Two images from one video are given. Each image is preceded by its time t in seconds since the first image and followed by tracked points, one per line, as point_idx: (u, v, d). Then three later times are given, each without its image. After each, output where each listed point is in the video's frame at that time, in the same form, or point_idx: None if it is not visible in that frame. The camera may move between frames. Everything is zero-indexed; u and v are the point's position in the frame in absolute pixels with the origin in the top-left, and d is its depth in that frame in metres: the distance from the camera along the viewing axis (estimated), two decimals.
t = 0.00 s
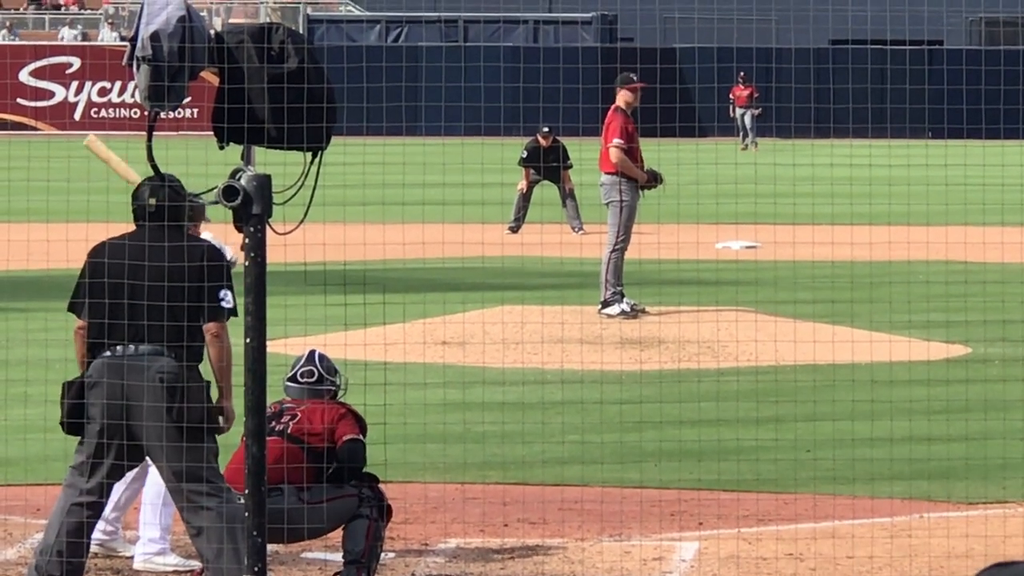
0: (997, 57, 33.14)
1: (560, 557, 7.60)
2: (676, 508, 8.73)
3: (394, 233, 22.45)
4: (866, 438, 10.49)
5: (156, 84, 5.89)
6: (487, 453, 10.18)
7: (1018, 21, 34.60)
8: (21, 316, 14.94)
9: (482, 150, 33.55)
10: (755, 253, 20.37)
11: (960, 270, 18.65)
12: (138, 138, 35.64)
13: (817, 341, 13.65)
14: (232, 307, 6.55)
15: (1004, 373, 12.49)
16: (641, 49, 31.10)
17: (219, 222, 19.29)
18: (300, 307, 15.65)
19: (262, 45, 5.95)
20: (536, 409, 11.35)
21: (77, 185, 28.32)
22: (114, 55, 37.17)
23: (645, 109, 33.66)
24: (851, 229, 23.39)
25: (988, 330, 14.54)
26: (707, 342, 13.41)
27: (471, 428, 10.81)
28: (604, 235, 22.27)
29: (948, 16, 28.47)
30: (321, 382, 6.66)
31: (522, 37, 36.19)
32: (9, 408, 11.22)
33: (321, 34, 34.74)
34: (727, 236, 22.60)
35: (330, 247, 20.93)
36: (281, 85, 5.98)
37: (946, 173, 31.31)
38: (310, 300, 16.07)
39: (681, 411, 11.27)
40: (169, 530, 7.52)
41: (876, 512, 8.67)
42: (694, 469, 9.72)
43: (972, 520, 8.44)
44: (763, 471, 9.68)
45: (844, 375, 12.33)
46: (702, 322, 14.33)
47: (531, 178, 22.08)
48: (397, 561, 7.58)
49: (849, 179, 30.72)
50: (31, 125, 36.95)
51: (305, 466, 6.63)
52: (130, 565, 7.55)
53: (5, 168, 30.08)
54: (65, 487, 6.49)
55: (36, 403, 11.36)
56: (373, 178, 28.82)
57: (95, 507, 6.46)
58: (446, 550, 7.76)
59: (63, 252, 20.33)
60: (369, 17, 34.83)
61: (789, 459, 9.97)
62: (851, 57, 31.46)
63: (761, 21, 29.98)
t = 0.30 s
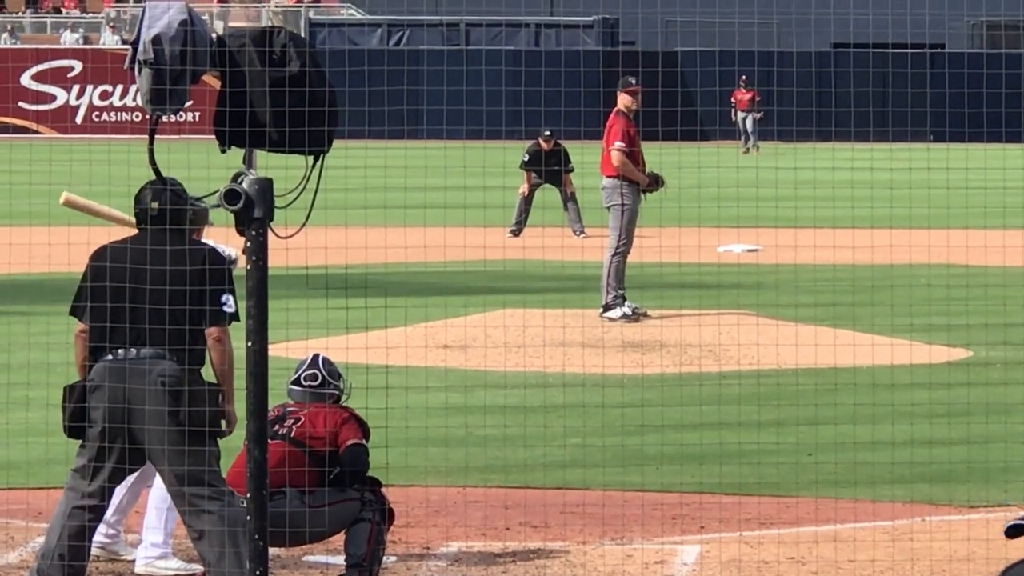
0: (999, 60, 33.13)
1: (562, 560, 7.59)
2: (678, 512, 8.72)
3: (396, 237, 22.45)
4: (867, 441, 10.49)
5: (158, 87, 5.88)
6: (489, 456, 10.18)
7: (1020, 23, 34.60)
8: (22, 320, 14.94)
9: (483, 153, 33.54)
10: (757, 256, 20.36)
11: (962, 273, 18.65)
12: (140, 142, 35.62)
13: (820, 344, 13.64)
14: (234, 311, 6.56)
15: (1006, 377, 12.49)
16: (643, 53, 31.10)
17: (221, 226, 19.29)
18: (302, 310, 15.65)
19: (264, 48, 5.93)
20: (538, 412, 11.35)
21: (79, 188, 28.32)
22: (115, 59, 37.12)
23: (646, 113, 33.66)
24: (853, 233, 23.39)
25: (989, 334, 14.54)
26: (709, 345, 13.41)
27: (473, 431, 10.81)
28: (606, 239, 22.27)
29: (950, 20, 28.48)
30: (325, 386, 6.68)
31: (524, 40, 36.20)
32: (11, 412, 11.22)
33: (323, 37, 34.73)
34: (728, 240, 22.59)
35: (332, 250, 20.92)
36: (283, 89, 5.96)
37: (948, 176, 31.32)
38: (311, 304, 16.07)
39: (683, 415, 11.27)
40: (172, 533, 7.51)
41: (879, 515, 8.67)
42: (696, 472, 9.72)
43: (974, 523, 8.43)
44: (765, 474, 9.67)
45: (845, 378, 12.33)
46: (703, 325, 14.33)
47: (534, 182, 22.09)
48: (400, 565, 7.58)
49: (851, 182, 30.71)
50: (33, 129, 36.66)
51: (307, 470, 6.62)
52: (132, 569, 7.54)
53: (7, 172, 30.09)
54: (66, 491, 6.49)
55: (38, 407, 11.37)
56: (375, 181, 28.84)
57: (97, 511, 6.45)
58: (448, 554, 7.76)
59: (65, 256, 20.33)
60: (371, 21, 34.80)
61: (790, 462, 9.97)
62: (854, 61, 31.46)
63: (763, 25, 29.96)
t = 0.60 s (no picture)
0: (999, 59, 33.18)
1: (564, 560, 7.59)
2: (679, 512, 8.72)
3: (398, 237, 22.49)
4: (869, 440, 10.48)
5: (160, 87, 5.89)
6: (491, 455, 10.18)
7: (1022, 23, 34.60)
8: (25, 319, 14.96)
9: (485, 152, 33.58)
10: (759, 256, 20.38)
11: (963, 272, 18.66)
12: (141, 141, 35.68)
13: (822, 343, 13.64)
14: (236, 311, 6.50)
15: (1008, 377, 12.49)
16: (646, 53, 31.15)
17: (224, 226, 19.33)
18: (304, 310, 15.66)
19: (266, 48, 5.95)
20: (540, 411, 11.36)
21: (81, 188, 28.38)
22: (117, 59, 37.16)
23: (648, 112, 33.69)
24: (855, 232, 23.41)
25: (991, 333, 14.54)
26: (710, 345, 13.41)
27: (475, 431, 10.81)
28: (608, 239, 22.29)
29: (951, 20, 28.53)
30: (326, 385, 6.64)
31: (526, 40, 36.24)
32: (14, 412, 11.22)
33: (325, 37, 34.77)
34: (730, 239, 22.61)
35: (334, 250, 20.96)
36: (285, 88, 5.96)
37: (949, 176, 31.35)
38: (314, 304, 16.09)
39: (685, 414, 11.27)
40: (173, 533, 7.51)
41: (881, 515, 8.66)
42: (698, 471, 9.72)
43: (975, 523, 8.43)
44: (767, 474, 9.67)
45: (847, 377, 12.33)
46: (705, 325, 14.33)
47: (536, 181, 22.11)
48: (402, 564, 7.58)
49: (854, 181, 30.73)
50: (35, 128, 36.88)
51: (309, 470, 6.61)
52: (134, 568, 7.54)
53: (10, 172, 30.13)
54: (68, 490, 6.49)
55: (40, 406, 11.38)
56: (377, 181, 28.89)
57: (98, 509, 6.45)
58: (450, 553, 7.76)
59: (68, 255, 20.35)
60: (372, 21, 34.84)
61: (792, 462, 9.97)
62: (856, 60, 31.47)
63: (765, 24, 29.99)
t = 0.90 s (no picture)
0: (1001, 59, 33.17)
1: (566, 559, 7.60)
2: (681, 510, 8.71)
3: (400, 236, 22.49)
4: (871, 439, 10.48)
5: (162, 86, 5.83)
6: (493, 455, 10.18)
7: None
8: (26, 318, 14.95)
9: (487, 151, 33.54)
10: (761, 255, 20.36)
11: (965, 271, 18.65)
12: (142, 140, 35.66)
13: (824, 342, 13.64)
14: (238, 312, 6.57)
15: (1009, 376, 12.49)
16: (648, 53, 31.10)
17: (225, 225, 19.33)
18: (305, 309, 15.66)
19: (268, 47, 6.00)
20: (542, 410, 11.36)
21: (82, 187, 28.37)
22: (119, 58, 37.15)
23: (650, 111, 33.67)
24: (856, 231, 23.41)
25: (993, 332, 14.54)
26: (712, 344, 13.41)
27: (477, 430, 10.81)
28: (610, 238, 22.27)
29: (954, 20, 28.52)
30: (328, 384, 6.64)
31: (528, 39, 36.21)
32: (16, 411, 11.23)
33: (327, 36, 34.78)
34: (732, 238, 22.62)
35: (336, 249, 20.95)
36: (287, 87, 5.99)
37: (952, 174, 31.31)
38: (315, 303, 16.09)
39: (687, 413, 11.27)
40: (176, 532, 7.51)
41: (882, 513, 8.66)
42: (700, 471, 9.72)
43: (977, 522, 8.43)
44: (770, 473, 9.67)
45: (849, 376, 12.33)
46: (708, 324, 14.33)
47: (538, 180, 22.09)
48: (404, 563, 7.58)
49: (856, 180, 30.70)
50: (37, 127, 37.10)
51: (311, 468, 6.62)
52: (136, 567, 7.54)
53: (10, 171, 30.12)
54: (68, 488, 6.49)
55: (43, 405, 11.39)
56: (379, 180, 28.84)
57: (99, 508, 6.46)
58: (452, 552, 7.77)
59: (70, 254, 20.33)
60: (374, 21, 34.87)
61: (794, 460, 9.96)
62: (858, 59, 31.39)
63: (767, 24, 29.94)
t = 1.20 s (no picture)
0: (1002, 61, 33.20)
1: (567, 561, 7.60)
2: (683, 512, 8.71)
3: (402, 237, 22.49)
4: (872, 441, 10.47)
5: (162, 88, 5.82)
6: (495, 457, 10.18)
7: None
8: (27, 320, 14.93)
9: (489, 152, 33.55)
10: (762, 256, 20.37)
11: (968, 273, 18.63)
12: (143, 141, 35.64)
13: (825, 344, 13.63)
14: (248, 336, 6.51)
15: (1011, 377, 12.48)
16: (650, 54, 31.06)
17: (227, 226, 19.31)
18: (307, 311, 15.67)
19: (270, 48, 5.98)
20: (543, 412, 11.36)
21: (83, 189, 28.35)
22: (120, 59, 37.17)
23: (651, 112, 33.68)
24: (858, 232, 23.40)
25: (994, 333, 14.54)
26: (714, 345, 13.42)
27: (478, 432, 10.81)
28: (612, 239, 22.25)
29: (954, 20, 28.55)
30: (326, 384, 6.65)
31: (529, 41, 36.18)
32: (17, 413, 11.24)
33: (329, 37, 34.77)
34: (734, 239, 22.61)
35: (338, 250, 20.94)
36: (288, 89, 5.98)
37: (954, 176, 31.27)
38: (317, 304, 16.07)
39: (688, 415, 11.27)
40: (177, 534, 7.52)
41: (884, 515, 8.66)
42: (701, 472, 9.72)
43: (979, 523, 8.42)
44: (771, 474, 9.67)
45: (851, 378, 12.32)
46: (709, 326, 14.32)
47: (540, 181, 22.05)
48: (405, 565, 7.58)
49: (858, 182, 30.68)
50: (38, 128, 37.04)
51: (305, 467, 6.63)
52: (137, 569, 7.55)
53: (11, 173, 30.10)
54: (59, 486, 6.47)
55: (43, 408, 11.38)
56: (381, 181, 28.81)
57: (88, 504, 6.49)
58: (453, 555, 7.77)
59: (72, 256, 20.30)
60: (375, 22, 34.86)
61: (795, 462, 9.97)
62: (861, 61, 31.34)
63: (769, 26, 29.91)
